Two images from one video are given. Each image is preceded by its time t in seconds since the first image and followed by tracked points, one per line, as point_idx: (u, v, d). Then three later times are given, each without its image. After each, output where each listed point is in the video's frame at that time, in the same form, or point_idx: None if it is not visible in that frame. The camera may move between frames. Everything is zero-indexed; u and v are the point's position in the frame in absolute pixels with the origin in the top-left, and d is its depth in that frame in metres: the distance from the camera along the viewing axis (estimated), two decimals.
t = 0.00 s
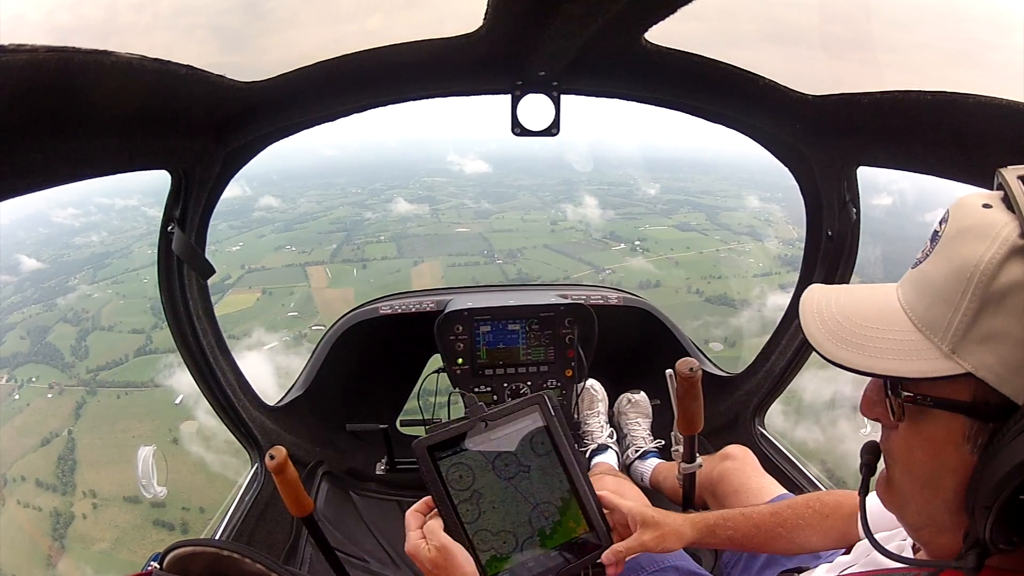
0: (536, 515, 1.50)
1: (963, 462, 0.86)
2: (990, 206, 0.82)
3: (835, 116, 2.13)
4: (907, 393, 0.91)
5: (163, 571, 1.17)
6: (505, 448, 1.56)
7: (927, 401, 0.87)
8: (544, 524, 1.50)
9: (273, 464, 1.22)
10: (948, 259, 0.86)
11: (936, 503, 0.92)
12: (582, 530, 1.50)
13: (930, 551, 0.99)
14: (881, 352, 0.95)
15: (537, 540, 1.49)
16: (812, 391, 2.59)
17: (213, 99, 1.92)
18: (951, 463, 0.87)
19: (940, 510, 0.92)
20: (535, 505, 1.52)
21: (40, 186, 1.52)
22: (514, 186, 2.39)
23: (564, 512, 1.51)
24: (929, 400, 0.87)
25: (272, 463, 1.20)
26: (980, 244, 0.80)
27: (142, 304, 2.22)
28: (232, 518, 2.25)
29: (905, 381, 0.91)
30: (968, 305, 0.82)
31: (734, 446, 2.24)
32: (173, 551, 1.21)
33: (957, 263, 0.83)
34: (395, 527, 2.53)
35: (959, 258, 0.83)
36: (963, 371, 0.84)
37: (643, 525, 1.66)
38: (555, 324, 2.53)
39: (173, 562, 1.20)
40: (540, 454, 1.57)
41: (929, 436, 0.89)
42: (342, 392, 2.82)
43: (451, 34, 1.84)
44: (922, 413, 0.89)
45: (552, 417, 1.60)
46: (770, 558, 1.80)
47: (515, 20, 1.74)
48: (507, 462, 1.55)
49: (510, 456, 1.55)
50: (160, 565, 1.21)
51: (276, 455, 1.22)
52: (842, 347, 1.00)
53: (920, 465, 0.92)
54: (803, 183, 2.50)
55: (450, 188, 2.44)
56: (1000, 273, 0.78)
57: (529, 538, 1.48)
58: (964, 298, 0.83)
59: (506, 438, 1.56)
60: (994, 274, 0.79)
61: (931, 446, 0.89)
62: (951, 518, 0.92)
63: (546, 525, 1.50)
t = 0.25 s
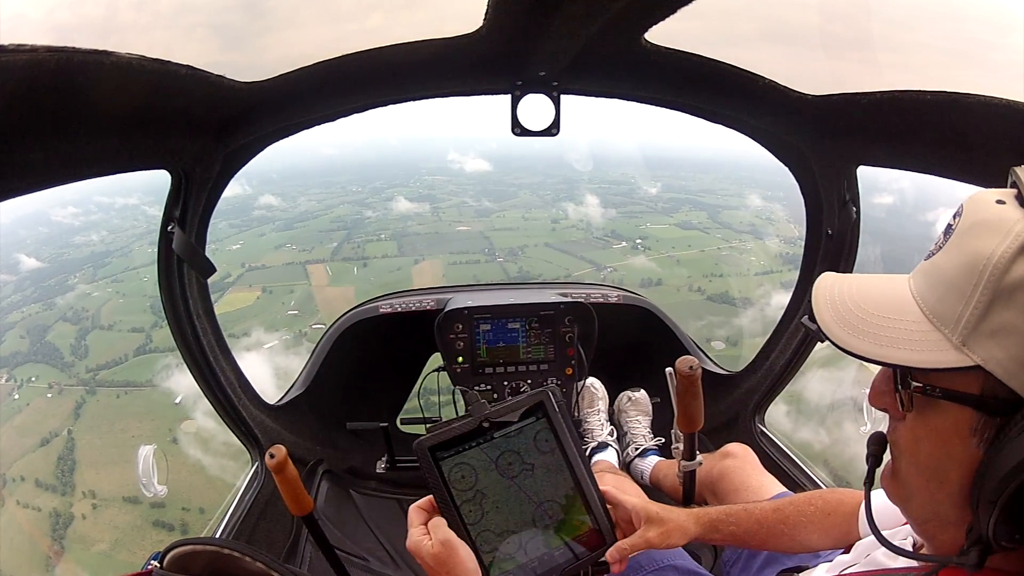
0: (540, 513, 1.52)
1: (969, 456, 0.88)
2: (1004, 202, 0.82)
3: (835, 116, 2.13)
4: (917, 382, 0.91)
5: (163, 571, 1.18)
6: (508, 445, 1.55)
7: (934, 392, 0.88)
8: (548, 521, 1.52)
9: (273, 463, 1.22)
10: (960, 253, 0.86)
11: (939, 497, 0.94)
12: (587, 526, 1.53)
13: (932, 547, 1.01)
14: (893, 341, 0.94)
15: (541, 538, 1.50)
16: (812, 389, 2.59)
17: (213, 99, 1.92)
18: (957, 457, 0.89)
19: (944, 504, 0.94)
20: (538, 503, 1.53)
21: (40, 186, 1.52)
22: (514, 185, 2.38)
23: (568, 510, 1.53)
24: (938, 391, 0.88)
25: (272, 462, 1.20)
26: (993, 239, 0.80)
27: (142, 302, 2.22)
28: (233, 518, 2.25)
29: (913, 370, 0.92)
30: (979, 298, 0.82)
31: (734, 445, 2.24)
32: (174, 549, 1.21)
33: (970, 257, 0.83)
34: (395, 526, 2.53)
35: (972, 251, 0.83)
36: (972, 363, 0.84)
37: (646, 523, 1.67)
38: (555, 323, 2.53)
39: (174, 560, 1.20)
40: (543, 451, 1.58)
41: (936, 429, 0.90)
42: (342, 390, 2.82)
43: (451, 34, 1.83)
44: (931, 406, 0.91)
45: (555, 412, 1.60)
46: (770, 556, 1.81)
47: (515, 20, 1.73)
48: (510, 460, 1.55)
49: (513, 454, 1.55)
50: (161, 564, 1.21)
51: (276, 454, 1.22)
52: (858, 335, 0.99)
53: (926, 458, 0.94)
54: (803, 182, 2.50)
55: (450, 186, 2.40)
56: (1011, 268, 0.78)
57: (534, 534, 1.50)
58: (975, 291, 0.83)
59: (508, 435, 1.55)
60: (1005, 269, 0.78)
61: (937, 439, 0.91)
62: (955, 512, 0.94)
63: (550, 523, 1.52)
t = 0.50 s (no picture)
0: (542, 515, 1.52)
1: (969, 461, 0.88)
2: (1010, 204, 0.82)
3: (835, 117, 2.13)
4: (920, 386, 0.92)
5: (163, 571, 1.18)
6: (513, 446, 1.54)
7: (941, 396, 0.88)
8: (550, 523, 1.52)
9: (273, 464, 1.21)
10: (965, 256, 0.85)
11: (940, 500, 0.94)
12: (587, 528, 1.54)
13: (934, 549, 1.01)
14: (895, 344, 0.94)
15: (543, 541, 1.50)
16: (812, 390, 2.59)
17: (213, 99, 1.92)
18: (958, 461, 0.89)
19: (946, 507, 0.94)
20: (542, 505, 1.53)
21: (39, 186, 1.52)
22: (514, 185, 2.38)
23: (569, 511, 1.53)
24: (943, 395, 0.88)
25: (272, 463, 1.20)
26: (999, 241, 0.80)
27: (142, 303, 2.21)
28: (233, 518, 2.25)
29: (915, 374, 0.92)
30: (984, 301, 0.82)
31: (734, 446, 2.24)
32: (174, 549, 1.21)
33: (975, 259, 0.83)
34: (395, 527, 2.53)
35: (977, 254, 0.83)
36: (975, 368, 0.83)
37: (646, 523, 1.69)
38: (555, 324, 2.53)
39: (175, 560, 1.20)
40: (549, 451, 1.56)
41: (937, 432, 0.90)
42: (342, 391, 2.82)
43: (452, 34, 1.83)
44: (933, 409, 0.91)
45: (558, 412, 1.58)
46: (770, 558, 1.81)
47: (515, 20, 1.73)
48: (514, 460, 1.53)
49: (517, 455, 1.54)
50: (161, 564, 1.21)
51: (276, 455, 1.22)
52: (861, 337, 0.99)
53: (927, 461, 0.94)
54: (803, 183, 2.50)
55: (450, 186, 2.40)
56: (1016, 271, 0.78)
57: (537, 536, 1.51)
58: (980, 295, 0.82)
59: (513, 435, 1.54)
60: (1011, 271, 0.78)
61: (939, 442, 0.91)
62: (956, 516, 0.93)
63: (552, 525, 1.52)
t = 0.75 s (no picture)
0: (539, 515, 1.52)
1: (973, 459, 0.88)
2: (1015, 201, 0.82)
3: (835, 116, 2.13)
4: (924, 383, 0.91)
5: (162, 570, 1.17)
6: (510, 445, 1.54)
7: (944, 393, 0.88)
8: (547, 523, 1.52)
9: (272, 463, 1.21)
10: (970, 253, 0.86)
11: (943, 498, 0.94)
12: (586, 526, 1.54)
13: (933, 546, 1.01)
14: (900, 341, 0.94)
15: (540, 540, 1.51)
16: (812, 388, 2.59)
17: (213, 99, 1.92)
18: (961, 459, 0.89)
19: (948, 505, 0.94)
20: (539, 504, 1.53)
21: (39, 186, 1.52)
22: (515, 183, 2.38)
23: (567, 511, 1.53)
24: (946, 392, 0.88)
25: (271, 462, 1.20)
26: (1005, 239, 0.80)
27: (139, 302, 2.20)
28: (232, 516, 2.25)
29: (920, 371, 0.91)
30: (989, 298, 0.82)
31: (733, 445, 2.24)
32: (173, 549, 1.20)
33: (981, 256, 0.83)
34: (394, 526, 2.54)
35: (982, 251, 0.83)
36: (981, 365, 0.83)
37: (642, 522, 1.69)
38: (555, 322, 2.53)
39: (173, 560, 1.19)
40: (546, 450, 1.56)
41: (940, 431, 0.90)
42: (342, 390, 2.82)
43: (452, 33, 1.83)
44: (934, 408, 0.91)
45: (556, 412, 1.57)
46: (768, 558, 1.81)
47: (515, 19, 1.73)
48: (510, 459, 1.54)
49: (514, 454, 1.54)
50: (161, 563, 1.21)
51: (275, 454, 1.22)
52: (866, 332, 0.98)
53: (929, 460, 0.93)
54: (803, 181, 2.49)
55: (450, 184, 2.39)
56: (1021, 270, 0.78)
57: (532, 536, 1.51)
58: (986, 292, 0.82)
59: (510, 435, 1.54)
60: (1017, 269, 0.79)
61: (941, 441, 0.91)
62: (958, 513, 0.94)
63: (549, 525, 1.52)
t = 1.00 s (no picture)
0: (545, 511, 1.53)
1: (974, 459, 0.87)
2: (1012, 202, 0.82)
3: (835, 116, 2.13)
4: (923, 384, 0.91)
5: (163, 571, 1.17)
6: (516, 443, 1.55)
7: (943, 395, 0.88)
8: (553, 520, 1.53)
9: (273, 464, 1.21)
10: (968, 254, 0.86)
11: (945, 499, 0.93)
12: (587, 522, 1.55)
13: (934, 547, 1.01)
14: (899, 343, 0.94)
15: (546, 537, 1.51)
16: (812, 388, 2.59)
17: (213, 99, 1.92)
18: (963, 459, 0.89)
19: (951, 503, 0.93)
20: (544, 501, 1.54)
21: (38, 186, 1.52)
22: (514, 183, 2.40)
23: (571, 507, 1.55)
24: (944, 393, 0.88)
25: (273, 463, 1.20)
26: (1002, 241, 0.80)
27: (139, 303, 2.19)
28: (233, 517, 2.25)
29: (919, 372, 0.91)
30: (987, 299, 0.82)
31: (734, 445, 2.24)
32: (174, 550, 1.20)
33: (979, 257, 0.83)
34: (395, 527, 2.53)
35: (980, 252, 0.83)
36: (981, 366, 0.83)
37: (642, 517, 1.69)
38: (555, 323, 2.53)
39: (173, 561, 1.19)
40: (548, 446, 1.59)
41: (940, 430, 0.90)
42: (343, 391, 2.81)
43: (452, 33, 1.83)
44: (935, 408, 0.90)
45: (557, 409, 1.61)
46: (770, 558, 1.81)
47: (515, 20, 1.73)
48: (517, 457, 1.54)
49: (520, 452, 1.55)
50: (161, 564, 1.21)
51: (276, 455, 1.22)
52: (866, 336, 0.98)
53: (931, 459, 0.93)
54: (803, 181, 2.48)
55: (450, 184, 2.42)
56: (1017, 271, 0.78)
57: (536, 534, 1.50)
58: (983, 293, 0.82)
59: (516, 432, 1.55)
60: (1013, 270, 0.78)
61: (942, 441, 0.90)
62: (960, 514, 0.93)
63: (555, 521, 1.53)
